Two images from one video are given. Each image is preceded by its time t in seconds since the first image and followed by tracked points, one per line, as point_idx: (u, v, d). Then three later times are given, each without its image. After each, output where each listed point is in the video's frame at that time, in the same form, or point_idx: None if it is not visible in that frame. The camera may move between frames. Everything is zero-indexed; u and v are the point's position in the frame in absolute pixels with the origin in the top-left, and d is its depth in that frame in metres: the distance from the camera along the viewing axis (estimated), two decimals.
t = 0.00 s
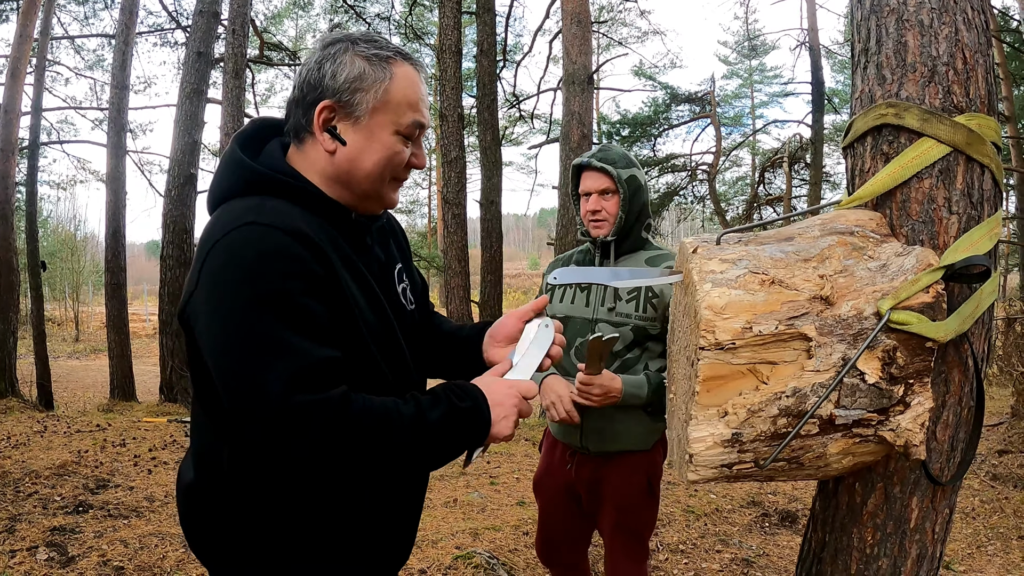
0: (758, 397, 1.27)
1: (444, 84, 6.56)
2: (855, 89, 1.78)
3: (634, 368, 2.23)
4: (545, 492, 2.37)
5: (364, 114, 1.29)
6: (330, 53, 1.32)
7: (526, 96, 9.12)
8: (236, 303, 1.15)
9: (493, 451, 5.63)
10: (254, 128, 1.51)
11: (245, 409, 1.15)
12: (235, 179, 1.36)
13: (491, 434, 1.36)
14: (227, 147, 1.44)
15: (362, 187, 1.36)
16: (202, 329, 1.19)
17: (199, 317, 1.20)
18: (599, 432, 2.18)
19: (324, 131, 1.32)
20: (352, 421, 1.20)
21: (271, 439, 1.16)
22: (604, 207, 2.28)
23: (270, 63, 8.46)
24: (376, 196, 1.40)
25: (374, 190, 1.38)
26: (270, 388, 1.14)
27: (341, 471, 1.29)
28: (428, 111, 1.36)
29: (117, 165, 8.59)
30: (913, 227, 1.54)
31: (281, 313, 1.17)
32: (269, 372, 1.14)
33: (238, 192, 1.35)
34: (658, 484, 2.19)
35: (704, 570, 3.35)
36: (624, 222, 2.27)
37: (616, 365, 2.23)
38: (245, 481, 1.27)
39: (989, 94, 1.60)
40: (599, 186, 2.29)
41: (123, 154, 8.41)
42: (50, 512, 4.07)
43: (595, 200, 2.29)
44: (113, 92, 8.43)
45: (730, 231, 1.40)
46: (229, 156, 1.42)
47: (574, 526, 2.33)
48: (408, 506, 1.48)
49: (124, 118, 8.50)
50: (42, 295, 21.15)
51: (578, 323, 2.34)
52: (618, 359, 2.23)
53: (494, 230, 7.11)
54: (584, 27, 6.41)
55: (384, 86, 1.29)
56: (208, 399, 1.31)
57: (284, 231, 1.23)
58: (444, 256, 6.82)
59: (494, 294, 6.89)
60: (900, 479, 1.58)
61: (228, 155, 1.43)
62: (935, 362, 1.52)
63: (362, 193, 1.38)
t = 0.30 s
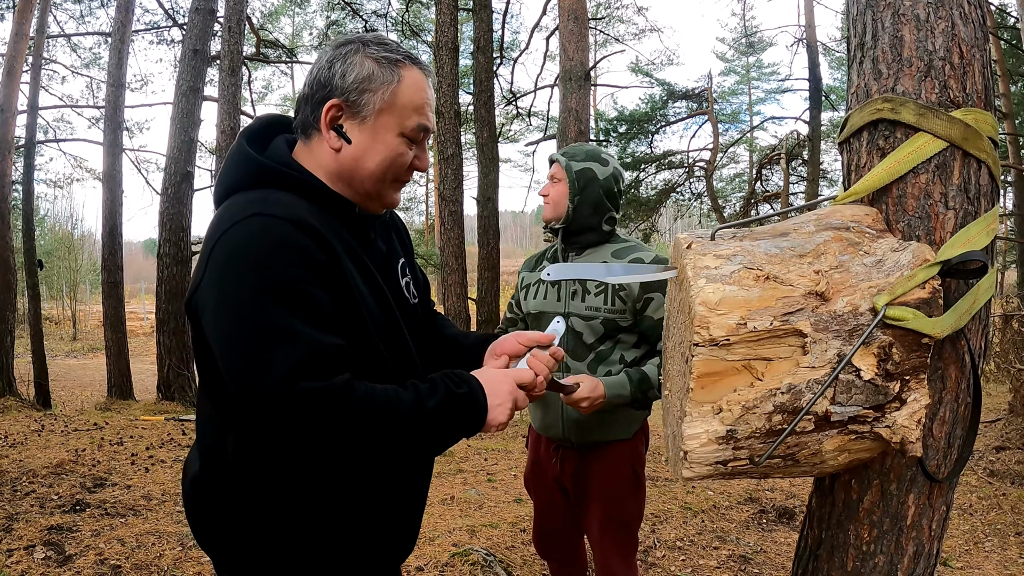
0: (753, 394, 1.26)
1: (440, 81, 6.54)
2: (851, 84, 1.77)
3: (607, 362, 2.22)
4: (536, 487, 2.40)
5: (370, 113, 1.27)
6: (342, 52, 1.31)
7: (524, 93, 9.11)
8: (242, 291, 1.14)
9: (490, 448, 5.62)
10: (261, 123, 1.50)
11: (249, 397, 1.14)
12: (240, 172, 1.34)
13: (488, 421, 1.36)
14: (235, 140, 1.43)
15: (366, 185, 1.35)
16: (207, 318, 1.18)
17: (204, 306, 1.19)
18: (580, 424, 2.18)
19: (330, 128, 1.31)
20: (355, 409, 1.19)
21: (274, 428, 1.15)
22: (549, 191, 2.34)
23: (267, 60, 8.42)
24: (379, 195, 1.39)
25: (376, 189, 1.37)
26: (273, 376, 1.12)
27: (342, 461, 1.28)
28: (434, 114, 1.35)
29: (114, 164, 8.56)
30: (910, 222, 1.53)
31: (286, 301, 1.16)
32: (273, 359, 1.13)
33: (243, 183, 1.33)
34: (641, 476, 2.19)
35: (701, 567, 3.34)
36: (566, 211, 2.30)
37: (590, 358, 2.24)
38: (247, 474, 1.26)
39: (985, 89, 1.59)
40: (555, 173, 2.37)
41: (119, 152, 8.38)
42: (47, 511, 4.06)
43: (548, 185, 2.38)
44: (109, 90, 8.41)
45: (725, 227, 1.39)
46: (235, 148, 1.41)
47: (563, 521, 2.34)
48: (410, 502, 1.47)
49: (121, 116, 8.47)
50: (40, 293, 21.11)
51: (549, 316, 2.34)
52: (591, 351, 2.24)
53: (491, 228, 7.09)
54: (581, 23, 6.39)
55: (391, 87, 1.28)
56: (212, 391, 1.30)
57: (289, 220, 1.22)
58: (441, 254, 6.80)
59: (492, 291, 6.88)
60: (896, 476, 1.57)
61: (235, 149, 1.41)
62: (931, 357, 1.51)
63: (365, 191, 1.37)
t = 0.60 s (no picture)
0: (749, 394, 1.26)
1: (439, 81, 6.53)
2: (848, 84, 1.76)
3: (595, 361, 2.24)
4: (531, 489, 2.39)
5: (373, 109, 1.27)
6: (339, 51, 1.31)
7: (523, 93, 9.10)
8: (243, 293, 1.14)
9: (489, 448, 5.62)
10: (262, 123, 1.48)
11: (248, 399, 1.14)
12: (244, 169, 1.34)
13: (481, 443, 1.37)
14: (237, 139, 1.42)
15: (373, 183, 1.34)
16: (208, 316, 1.17)
17: (205, 304, 1.18)
18: (570, 424, 2.19)
19: (333, 127, 1.30)
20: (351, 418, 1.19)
21: (273, 431, 1.14)
22: (569, 188, 2.32)
23: (266, 60, 8.42)
24: (386, 192, 1.38)
25: (383, 186, 1.36)
26: (271, 380, 1.12)
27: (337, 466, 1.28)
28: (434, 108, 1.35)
29: (113, 164, 8.55)
30: (907, 222, 1.52)
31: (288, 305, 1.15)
32: (271, 362, 1.12)
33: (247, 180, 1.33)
34: (632, 473, 2.19)
35: (700, 567, 3.34)
36: (585, 208, 2.32)
37: (580, 359, 2.25)
38: (244, 472, 1.26)
39: (983, 88, 1.58)
40: (564, 171, 2.35)
41: (118, 152, 8.38)
42: (46, 511, 4.06)
43: (559, 182, 2.34)
44: (108, 90, 8.40)
45: (721, 227, 1.39)
46: (237, 149, 1.39)
47: (561, 521, 2.33)
48: (407, 516, 1.47)
49: (120, 116, 8.46)
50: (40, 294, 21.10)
51: (538, 320, 2.34)
52: (581, 351, 2.26)
53: (490, 227, 7.08)
54: (580, 24, 6.39)
55: (393, 84, 1.28)
56: (212, 388, 1.29)
57: (291, 224, 1.22)
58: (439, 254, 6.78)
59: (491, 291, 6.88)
60: (894, 476, 1.56)
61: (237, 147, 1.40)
62: (929, 357, 1.51)
63: (372, 188, 1.36)
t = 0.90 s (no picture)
0: (748, 393, 1.26)
1: (439, 81, 6.52)
2: (848, 83, 1.76)
3: (597, 361, 2.24)
4: (530, 490, 2.37)
5: (356, 100, 1.27)
6: (317, 44, 1.31)
7: (523, 92, 9.10)
8: (239, 299, 1.13)
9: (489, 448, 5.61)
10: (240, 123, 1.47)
11: (243, 406, 1.13)
12: (232, 170, 1.33)
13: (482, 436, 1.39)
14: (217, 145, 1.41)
15: (360, 176, 1.34)
16: (203, 323, 1.16)
17: (198, 309, 1.17)
18: (573, 426, 2.17)
19: (315, 122, 1.30)
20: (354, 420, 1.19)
21: (271, 435, 1.13)
22: (570, 193, 2.33)
23: (266, 60, 8.41)
24: (373, 185, 1.38)
25: (370, 179, 1.36)
26: (271, 386, 1.11)
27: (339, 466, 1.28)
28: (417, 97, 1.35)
29: (113, 164, 8.55)
30: (906, 221, 1.52)
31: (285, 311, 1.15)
32: (272, 369, 1.12)
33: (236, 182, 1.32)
34: (633, 473, 2.20)
35: (700, 567, 3.33)
36: (585, 211, 2.34)
37: (583, 358, 2.25)
38: (244, 475, 1.25)
39: (983, 87, 1.58)
40: (564, 174, 2.34)
41: (118, 152, 8.39)
42: (46, 511, 4.06)
43: (560, 186, 2.33)
44: (108, 91, 8.40)
45: (719, 226, 1.39)
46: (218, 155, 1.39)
47: (561, 522, 2.33)
48: (409, 516, 1.47)
49: (120, 117, 8.46)
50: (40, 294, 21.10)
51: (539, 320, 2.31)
52: (584, 351, 2.25)
53: (490, 227, 7.07)
54: (581, 23, 6.39)
55: (373, 74, 1.28)
56: (211, 394, 1.28)
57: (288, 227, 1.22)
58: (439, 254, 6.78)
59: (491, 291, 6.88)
60: (894, 476, 1.56)
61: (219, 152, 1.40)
62: (929, 356, 1.50)
63: (360, 182, 1.36)
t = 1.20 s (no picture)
0: (748, 394, 1.26)
1: (439, 82, 6.52)
2: (848, 84, 1.76)
3: (606, 362, 2.25)
4: (534, 492, 2.36)
5: (331, 96, 1.23)
6: (286, 38, 1.27)
7: (523, 93, 9.10)
8: (177, 325, 1.11)
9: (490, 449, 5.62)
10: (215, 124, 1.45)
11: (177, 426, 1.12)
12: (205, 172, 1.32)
13: (438, 498, 1.30)
14: (191, 147, 1.40)
15: (340, 176, 1.30)
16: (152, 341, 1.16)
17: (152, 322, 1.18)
18: (583, 428, 2.18)
19: (290, 122, 1.26)
20: (291, 461, 1.15)
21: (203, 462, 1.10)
22: (577, 196, 2.33)
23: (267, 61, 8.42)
24: (355, 184, 1.34)
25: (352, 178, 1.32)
26: (195, 417, 1.09)
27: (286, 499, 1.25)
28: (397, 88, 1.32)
29: (114, 165, 8.56)
30: (907, 221, 1.52)
31: (223, 343, 1.10)
32: (199, 401, 1.09)
33: (207, 189, 1.30)
34: (640, 474, 2.20)
35: (701, 568, 3.33)
36: (593, 213, 2.36)
37: (592, 358, 2.25)
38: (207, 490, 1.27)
39: (983, 87, 1.58)
40: (571, 177, 2.33)
41: (119, 154, 8.40)
42: (47, 512, 4.06)
43: (568, 189, 2.33)
44: (109, 92, 8.40)
45: (719, 226, 1.39)
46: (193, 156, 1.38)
47: (564, 522, 2.32)
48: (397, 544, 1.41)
49: (121, 118, 8.46)
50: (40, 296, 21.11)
51: (547, 321, 2.30)
52: (593, 351, 2.26)
53: (491, 228, 7.07)
54: (581, 24, 6.40)
55: (349, 66, 1.24)
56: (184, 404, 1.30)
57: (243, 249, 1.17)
58: (440, 255, 6.77)
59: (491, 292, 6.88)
60: (894, 476, 1.56)
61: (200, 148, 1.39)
62: (930, 356, 1.50)
63: (339, 182, 1.32)
